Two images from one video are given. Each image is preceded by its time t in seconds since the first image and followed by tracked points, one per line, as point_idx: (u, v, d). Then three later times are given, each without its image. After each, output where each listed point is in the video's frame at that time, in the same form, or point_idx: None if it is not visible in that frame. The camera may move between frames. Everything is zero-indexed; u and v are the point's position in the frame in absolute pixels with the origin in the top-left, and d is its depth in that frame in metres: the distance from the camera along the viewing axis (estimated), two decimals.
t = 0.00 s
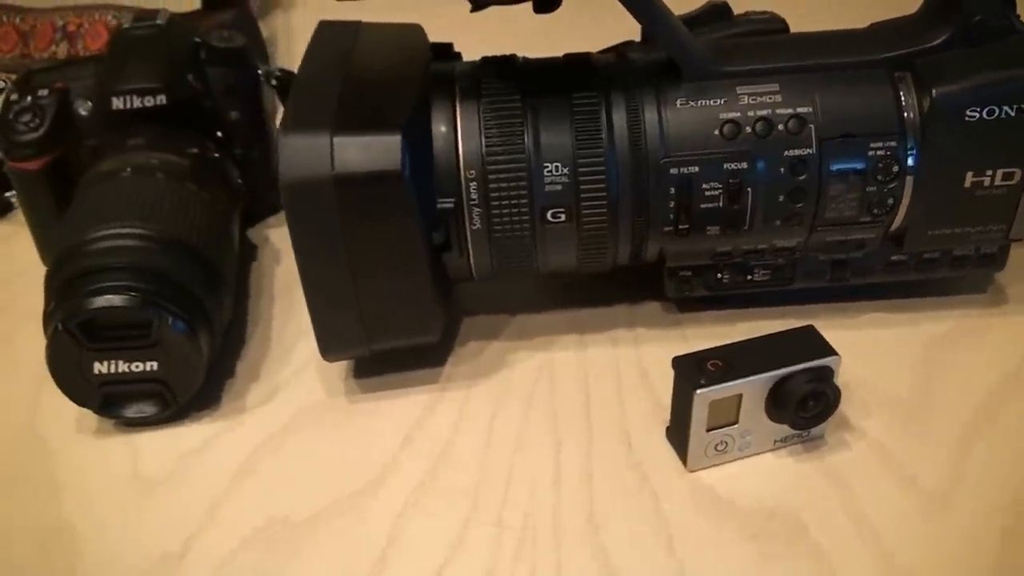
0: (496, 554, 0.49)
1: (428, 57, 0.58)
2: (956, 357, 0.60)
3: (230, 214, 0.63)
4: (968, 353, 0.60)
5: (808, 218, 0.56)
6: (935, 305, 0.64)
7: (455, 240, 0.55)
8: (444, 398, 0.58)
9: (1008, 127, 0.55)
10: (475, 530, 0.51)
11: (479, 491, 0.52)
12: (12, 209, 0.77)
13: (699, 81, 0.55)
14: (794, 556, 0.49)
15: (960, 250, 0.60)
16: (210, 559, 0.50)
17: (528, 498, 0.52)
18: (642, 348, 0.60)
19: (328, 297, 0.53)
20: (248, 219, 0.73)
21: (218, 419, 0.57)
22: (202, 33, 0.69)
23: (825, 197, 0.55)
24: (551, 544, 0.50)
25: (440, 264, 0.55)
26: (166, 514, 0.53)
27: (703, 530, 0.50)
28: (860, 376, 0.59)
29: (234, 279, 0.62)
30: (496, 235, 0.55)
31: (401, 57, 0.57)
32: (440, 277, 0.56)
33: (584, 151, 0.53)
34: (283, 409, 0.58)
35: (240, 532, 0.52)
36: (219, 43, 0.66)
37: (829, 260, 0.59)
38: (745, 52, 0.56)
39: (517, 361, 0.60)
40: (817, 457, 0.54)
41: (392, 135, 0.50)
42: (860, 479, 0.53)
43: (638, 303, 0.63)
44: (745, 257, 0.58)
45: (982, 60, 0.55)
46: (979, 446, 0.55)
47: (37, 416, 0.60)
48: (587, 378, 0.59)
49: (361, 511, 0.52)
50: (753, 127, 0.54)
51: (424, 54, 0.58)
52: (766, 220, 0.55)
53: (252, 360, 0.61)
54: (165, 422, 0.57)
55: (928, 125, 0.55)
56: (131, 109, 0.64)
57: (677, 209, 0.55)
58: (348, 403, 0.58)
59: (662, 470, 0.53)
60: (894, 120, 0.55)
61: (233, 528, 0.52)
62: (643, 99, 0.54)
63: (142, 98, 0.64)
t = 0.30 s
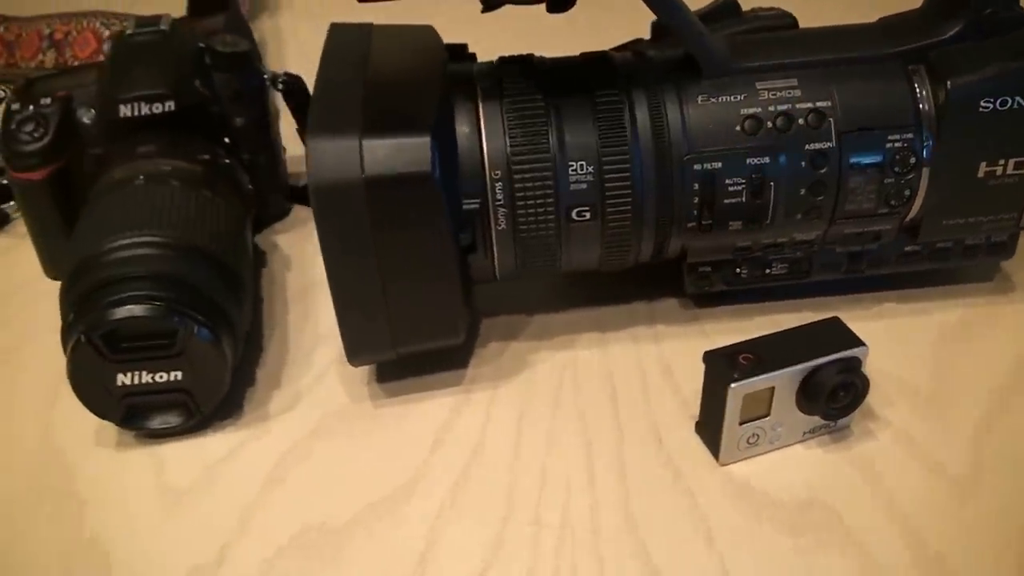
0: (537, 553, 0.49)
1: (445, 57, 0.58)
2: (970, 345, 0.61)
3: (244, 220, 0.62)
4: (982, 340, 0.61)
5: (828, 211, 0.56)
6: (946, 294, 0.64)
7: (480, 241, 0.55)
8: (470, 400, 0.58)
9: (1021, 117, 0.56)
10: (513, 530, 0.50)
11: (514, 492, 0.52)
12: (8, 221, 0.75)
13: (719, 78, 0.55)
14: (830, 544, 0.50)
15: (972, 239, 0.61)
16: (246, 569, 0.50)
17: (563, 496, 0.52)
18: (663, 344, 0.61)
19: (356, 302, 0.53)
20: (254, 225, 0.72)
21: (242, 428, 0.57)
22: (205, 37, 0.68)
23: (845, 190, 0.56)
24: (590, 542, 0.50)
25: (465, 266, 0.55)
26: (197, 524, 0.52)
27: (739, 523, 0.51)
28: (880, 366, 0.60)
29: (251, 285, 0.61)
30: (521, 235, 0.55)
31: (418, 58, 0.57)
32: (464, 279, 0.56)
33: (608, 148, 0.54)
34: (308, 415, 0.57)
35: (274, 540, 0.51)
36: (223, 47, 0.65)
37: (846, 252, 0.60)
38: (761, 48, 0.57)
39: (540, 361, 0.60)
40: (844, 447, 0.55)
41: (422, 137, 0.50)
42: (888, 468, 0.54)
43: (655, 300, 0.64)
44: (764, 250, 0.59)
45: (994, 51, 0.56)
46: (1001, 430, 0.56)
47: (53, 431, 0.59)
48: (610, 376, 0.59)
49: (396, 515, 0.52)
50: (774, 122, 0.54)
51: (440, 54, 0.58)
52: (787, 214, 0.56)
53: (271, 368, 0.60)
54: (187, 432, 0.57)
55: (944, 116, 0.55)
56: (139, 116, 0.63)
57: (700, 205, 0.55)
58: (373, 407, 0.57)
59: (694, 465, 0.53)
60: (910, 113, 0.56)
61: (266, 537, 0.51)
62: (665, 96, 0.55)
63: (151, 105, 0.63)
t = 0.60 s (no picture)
0: (579, 551, 0.49)
1: (464, 56, 0.57)
2: (985, 332, 0.62)
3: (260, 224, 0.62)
4: (996, 327, 0.62)
5: (849, 203, 0.57)
6: (957, 283, 0.65)
7: (507, 240, 0.55)
8: (498, 401, 0.58)
9: None
10: (554, 529, 0.50)
11: (551, 491, 0.52)
12: (8, 232, 0.74)
13: (741, 73, 0.55)
14: (868, 532, 0.51)
15: (983, 228, 0.62)
16: None
17: (601, 494, 0.52)
18: (685, 339, 0.61)
19: (387, 305, 0.52)
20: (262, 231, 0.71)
21: (270, 435, 0.56)
22: (209, 40, 0.67)
23: (865, 183, 0.57)
24: (632, 538, 0.50)
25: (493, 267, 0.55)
26: (233, 533, 0.51)
27: (775, 514, 0.51)
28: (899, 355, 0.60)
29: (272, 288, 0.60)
30: (549, 233, 0.55)
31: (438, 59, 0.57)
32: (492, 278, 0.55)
33: (635, 146, 0.54)
34: (336, 420, 0.57)
35: (313, 547, 0.50)
36: (231, 51, 0.65)
37: (863, 243, 0.61)
38: (780, 43, 0.57)
39: (565, 359, 0.60)
40: (872, 436, 0.55)
41: (455, 138, 0.50)
42: (917, 455, 0.54)
43: (674, 296, 0.64)
44: (784, 243, 0.59)
45: (1008, 43, 0.57)
46: None
47: (73, 445, 0.58)
48: (637, 372, 0.59)
49: (435, 518, 0.51)
50: (796, 116, 0.55)
51: (460, 54, 0.57)
52: (809, 208, 0.56)
53: (294, 374, 0.60)
54: (214, 441, 0.56)
55: (959, 108, 0.56)
56: (150, 122, 0.62)
57: (725, 200, 0.55)
58: (401, 411, 0.57)
59: (727, 459, 0.54)
60: (927, 105, 0.56)
61: (305, 544, 0.51)
62: (688, 93, 0.55)
63: (162, 111, 0.62)
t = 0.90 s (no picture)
0: (619, 548, 0.50)
1: (482, 57, 0.57)
2: (996, 320, 0.63)
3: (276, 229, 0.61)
4: (1007, 315, 0.63)
5: (865, 196, 0.58)
6: (964, 272, 0.66)
7: (533, 240, 0.55)
8: (524, 401, 0.58)
9: None
10: (592, 526, 0.51)
11: (585, 489, 0.52)
12: (6, 243, 0.72)
13: (759, 69, 0.56)
14: (900, 519, 0.51)
15: (988, 219, 0.62)
16: None
17: (636, 489, 0.52)
18: (705, 335, 0.61)
19: (416, 307, 0.52)
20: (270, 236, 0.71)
21: (297, 441, 0.56)
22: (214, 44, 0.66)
23: (882, 175, 0.57)
24: (670, 533, 0.50)
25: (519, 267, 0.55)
26: (268, 541, 0.51)
27: (808, 505, 0.52)
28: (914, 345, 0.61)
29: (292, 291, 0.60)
30: (575, 231, 0.55)
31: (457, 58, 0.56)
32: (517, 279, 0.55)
33: (658, 143, 0.54)
34: (362, 425, 0.56)
35: (350, 552, 0.50)
36: (237, 55, 0.64)
37: (877, 235, 0.62)
38: (795, 38, 0.58)
39: (587, 357, 0.60)
40: (896, 425, 0.56)
41: (484, 138, 0.50)
42: (941, 442, 0.55)
43: (689, 292, 0.65)
44: (801, 237, 0.60)
45: (1017, 35, 0.58)
46: None
47: (93, 458, 0.57)
48: (660, 369, 0.59)
49: (471, 519, 0.51)
50: (815, 111, 0.56)
51: (477, 53, 0.57)
52: (827, 201, 0.57)
53: (315, 379, 0.59)
54: (241, 449, 0.55)
55: (971, 99, 0.57)
56: (160, 128, 0.61)
57: (747, 195, 0.56)
58: (427, 414, 0.57)
59: (756, 451, 0.54)
60: (940, 97, 0.57)
61: (341, 550, 0.50)
62: (709, 90, 0.55)
63: (173, 116, 0.61)
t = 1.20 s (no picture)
0: (654, 543, 0.50)
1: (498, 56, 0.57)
2: (1003, 308, 0.64)
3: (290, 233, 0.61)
4: (1013, 304, 0.64)
5: (878, 189, 0.58)
6: (968, 263, 0.67)
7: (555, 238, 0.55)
8: (546, 400, 0.58)
9: None
10: (624, 522, 0.51)
11: (615, 485, 0.52)
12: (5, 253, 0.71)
13: (774, 65, 0.56)
14: (925, 505, 0.52)
15: (996, 209, 0.63)
16: None
17: (664, 484, 0.53)
18: (720, 329, 0.62)
19: (442, 308, 0.52)
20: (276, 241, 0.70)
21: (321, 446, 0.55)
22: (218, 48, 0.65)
23: (894, 168, 0.58)
24: (702, 526, 0.50)
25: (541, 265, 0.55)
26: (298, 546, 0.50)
27: (835, 494, 0.52)
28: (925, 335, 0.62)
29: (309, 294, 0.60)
30: (597, 229, 0.55)
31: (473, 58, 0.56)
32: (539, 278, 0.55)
33: (677, 141, 0.55)
34: (386, 429, 0.56)
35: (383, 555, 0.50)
36: (242, 58, 0.63)
37: (886, 228, 0.62)
38: (805, 34, 0.58)
39: (605, 354, 0.60)
40: (913, 415, 0.57)
41: (510, 138, 0.50)
42: (959, 430, 0.56)
43: (701, 288, 0.65)
44: (814, 231, 0.61)
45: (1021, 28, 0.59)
46: None
47: (112, 469, 0.56)
48: (679, 364, 0.60)
49: (503, 518, 0.51)
50: (830, 106, 0.56)
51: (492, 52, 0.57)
52: (841, 194, 0.58)
53: (335, 384, 0.59)
54: (265, 455, 0.55)
55: (979, 92, 0.58)
56: (170, 133, 0.60)
57: (765, 189, 0.56)
58: (450, 415, 0.57)
59: (781, 443, 0.55)
60: (949, 90, 0.58)
61: (374, 553, 0.50)
62: (725, 87, 0.56)
63: (183, 121, 0.60)
